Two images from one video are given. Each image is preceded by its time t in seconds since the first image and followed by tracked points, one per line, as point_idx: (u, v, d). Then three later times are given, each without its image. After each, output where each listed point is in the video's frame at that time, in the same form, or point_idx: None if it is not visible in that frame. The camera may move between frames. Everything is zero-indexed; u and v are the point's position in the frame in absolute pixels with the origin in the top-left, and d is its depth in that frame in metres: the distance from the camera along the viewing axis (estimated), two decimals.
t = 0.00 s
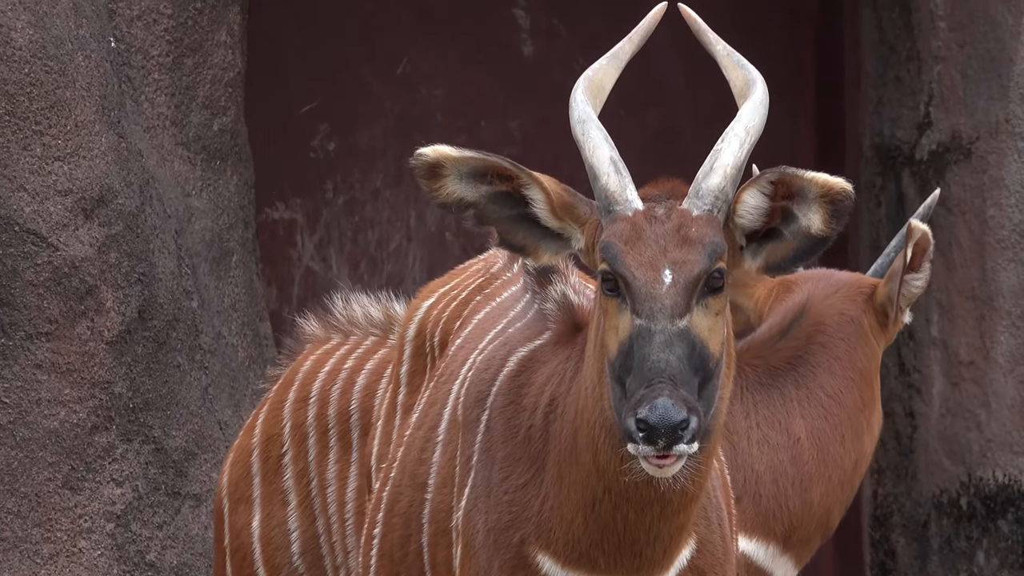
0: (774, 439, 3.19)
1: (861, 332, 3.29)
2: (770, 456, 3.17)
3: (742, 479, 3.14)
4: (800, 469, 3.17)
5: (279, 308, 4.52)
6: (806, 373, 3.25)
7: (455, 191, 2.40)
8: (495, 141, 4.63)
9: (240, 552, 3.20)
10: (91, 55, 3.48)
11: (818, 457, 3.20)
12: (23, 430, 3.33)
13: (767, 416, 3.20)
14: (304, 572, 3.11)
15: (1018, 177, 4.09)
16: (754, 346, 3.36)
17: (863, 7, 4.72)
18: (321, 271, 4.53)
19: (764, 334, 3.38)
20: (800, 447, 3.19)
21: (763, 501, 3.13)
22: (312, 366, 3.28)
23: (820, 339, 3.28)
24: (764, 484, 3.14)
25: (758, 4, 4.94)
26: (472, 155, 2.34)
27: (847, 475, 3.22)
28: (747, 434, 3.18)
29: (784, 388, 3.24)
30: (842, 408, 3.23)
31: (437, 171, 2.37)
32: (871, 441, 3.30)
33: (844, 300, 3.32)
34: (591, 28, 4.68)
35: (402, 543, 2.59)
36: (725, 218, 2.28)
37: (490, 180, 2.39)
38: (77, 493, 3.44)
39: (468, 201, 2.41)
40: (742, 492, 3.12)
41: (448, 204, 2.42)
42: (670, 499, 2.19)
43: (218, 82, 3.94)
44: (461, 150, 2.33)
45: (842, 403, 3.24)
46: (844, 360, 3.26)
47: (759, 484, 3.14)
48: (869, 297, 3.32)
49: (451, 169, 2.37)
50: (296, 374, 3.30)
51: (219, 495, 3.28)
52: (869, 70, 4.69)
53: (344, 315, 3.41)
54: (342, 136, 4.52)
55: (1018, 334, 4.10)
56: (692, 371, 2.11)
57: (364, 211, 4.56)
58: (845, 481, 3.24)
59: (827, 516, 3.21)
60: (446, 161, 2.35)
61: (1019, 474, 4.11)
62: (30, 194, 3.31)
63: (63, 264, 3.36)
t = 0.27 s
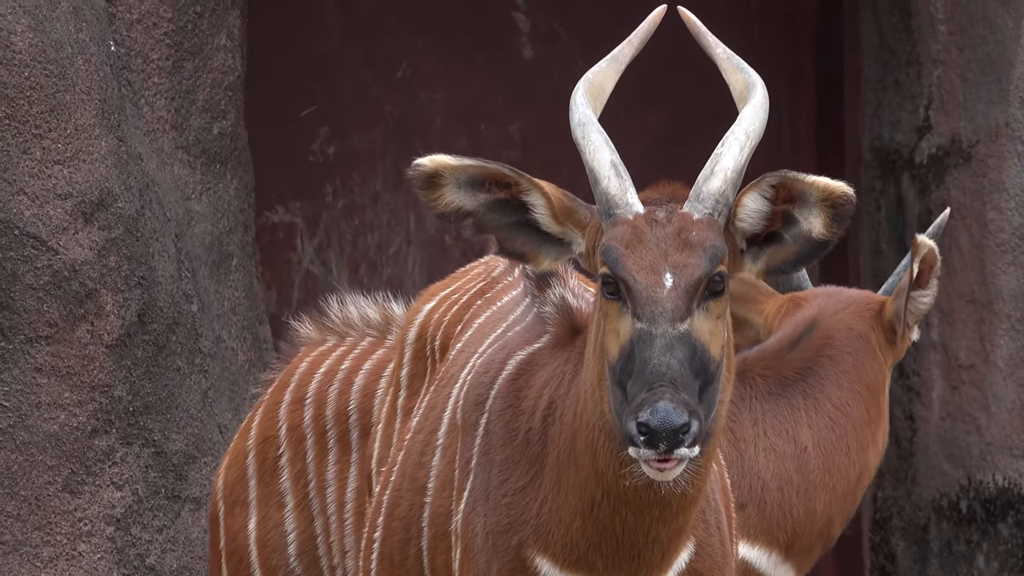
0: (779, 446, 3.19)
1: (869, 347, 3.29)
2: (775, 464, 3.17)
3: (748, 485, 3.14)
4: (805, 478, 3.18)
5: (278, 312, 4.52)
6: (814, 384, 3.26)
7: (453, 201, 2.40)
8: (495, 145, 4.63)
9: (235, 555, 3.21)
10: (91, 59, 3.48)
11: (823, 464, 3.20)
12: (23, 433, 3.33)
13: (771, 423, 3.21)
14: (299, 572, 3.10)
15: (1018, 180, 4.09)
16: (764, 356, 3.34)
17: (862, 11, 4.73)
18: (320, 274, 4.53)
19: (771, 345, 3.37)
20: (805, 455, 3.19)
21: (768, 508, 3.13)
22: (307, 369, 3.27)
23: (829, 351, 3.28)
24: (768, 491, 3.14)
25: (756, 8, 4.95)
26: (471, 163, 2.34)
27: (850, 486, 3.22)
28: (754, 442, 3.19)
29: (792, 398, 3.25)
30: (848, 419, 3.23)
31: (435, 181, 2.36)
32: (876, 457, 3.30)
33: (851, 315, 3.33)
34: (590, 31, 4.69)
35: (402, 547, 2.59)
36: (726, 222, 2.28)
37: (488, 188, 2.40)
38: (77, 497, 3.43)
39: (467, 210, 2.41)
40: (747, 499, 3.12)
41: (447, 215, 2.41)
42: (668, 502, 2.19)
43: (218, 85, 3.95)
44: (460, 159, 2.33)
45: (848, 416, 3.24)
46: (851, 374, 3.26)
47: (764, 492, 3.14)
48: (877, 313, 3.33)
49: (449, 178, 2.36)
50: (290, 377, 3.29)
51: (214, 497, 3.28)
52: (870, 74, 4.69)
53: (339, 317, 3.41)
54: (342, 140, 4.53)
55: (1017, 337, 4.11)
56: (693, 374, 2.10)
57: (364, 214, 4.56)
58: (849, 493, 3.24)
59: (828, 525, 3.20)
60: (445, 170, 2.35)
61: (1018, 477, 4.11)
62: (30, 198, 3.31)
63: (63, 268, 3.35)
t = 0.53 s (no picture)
0: (783, 447, 3.17)
1: (867, 352, 3.31)
2: (780, 466, 3.15)
3: (753, 487, 3.12)
4: (810, 478, 3.16)
5: (277, 311, 4.52)
6: (818, 387, 3.25)
7: (452, 198, 2.40)
8: (493, 144, 4.63)
9: (232, 552, 3.19)
10: (89, 57, 3.48)
11: (827, 464, 3.18)
12: (21, 432, 3.32)
13: (775, 424, 3.19)
14: (295, 569, 3.11)
15: (1017, 178, 4.07)
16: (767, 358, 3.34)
17: (862, 9, 4.73)
18: (319, 272, 4.53)
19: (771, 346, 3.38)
20: (810, 457, 3.18)
21: (772, 509, 3.11)
22: (303, 364, 3.27)
23: (830, 355, 3.29)
24: (772, 492, 3.12)
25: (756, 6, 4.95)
26: (468, 159, 2.34)
27: (853, 488, 3.21)
28: (759, 444, 3.17)
29: (796, 400, 3.23)
30: (851, 420, 3.24)
31: (433, 177, 2.37)
32: (876, 459, 3.30)
33: (849, 319, 3.36)
34: (589, 29, 4.69)
35: (401, 544, 2.59)
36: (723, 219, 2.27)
37: (487, 185, 2.40)
38: (75, 495, 3.43)
39: (465, 207, 2.41)
40: (751, 500, 3.10)
41: (446, 211, 2.42)
42: (668, 499, 2.19)
43: (216, 84, 3.94)
44: (457, 156, 2.33)
45: (852, 418, 3.24)
46: (853, 377, 3.27)
47: (769, 495, 3.12)
48: (870, 317, 3.37)
49: (447, 175, 2.37)
50: (286, 373, 3.29)
51: (212, 495, 3.26)
52: (869, 72, 4.70)
53: (334, 312, 3.41)
54: (340, 138, 4.52)
55: (1016, 336, 4.08)
56: (688, 374, 2.10)
57: (363, 213, 4.56)
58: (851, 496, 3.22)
59: (832, 525, 3.18)
60: (442, 167, 2.35)
61: (1017, 476, 4.09)
62: (28, 196, 3.30)
63: (61, 266, 3.35)
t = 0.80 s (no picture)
0: (791, 446, 3.16)
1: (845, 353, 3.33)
2: (791, 464, 3.14)
3: (764, 485, 3.12)
4: (819, 475, 3.15)
5: (278, 312, 4.52)
6: (815, 386, 3.24)
7: (440, 202, 2.40)
8: (493, 145, 4.63)
9: (235, 554, 3.20)
10: (89, 59, 3.48)
11: (834, 463, 3.17)
12: (22, 433, 3.32)
13: (781, 424, 3.18)
14: (299, 570, 3.10)
15: (1017, 179, 4.07)
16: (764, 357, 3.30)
17: (862, 10, 4.73)
18: (319, 273, 4.53)
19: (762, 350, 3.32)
20: (818, 456, 3.16)
21: (783, 507, 3.11)
22: (305, 365, 3.27)
23: (821, 356, 3.28)
24: (784, 489, 3.12)
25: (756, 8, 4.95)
26: (455, 163, 2.34)
27: (857, 483, 3.21)
28: (767, 444, 3.16)
29: (798, 399, 3.21)
30: (850, 419, 3.23)
31: (421, 182, 2.37)
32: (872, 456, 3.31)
33: (827, 326, 3.34)
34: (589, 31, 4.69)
35: (403, 545, 2.59)
36: (705, 220, 2.21)
37: (475, 189, 2.39)
38: (76, 496, 3.43)
39: (454, 210, 2.41)
40: (763, 498, 3.11)
41: (434, 215, 2.42)
42: (663, 500, 2.19)
43: (217, 85, 3.94)
44: (443, 158, 2.33)
45: (851, 415, 3.24)
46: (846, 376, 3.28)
47: (781, 493, 3.12)
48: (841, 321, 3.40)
49: (435, 179, 2.37)
50: (288, 374, 3.29)
51: (214, 498, 3.27)
52: (869, 74, 4.71)
53: (334, 313, 3.41)
54: (340, 139, 4.53)
55: (1016, 337, 4.08)
56: (664, 375, 2.08)
57: (363, 214, 4.56)
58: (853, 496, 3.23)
59: (835, 524, 3.19)
60: (429, 170, 2.35)
61: (1017, 477, 4.09)
62: (28, 198, 3.30)
63: (61, 267, 3.35)
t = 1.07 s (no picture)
0: (796, 445, 3.13)
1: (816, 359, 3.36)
2: (796, 463, 3.11)
3: (773, 483, 3.09)
4: (823, 473, 3.14)
5: (278, 312, 4.52)
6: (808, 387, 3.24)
7: (420, 202, 2.39)
8: (493, 145, 4.64)
9: (238, 556, 3.20)
10: (89, 59, 3.48)
11: (835, 462, 3.18)
12: (22, 433, 3.32)
13: (785, 423, 3.16)
14: (301, 571, 3.11)
15: (1017, 179, 4.07)
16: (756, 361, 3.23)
17: (862, 10, 4.73)
18: (320, 274, 4.53)
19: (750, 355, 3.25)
20: (821, 455, 3.15)
21: (793, 504, 3.09)
22: (304, 367, 3.25)
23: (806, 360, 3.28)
24: (792, 487, 3.10)
25: (756, 8, 4.95)
26: (431, 164, 2.33)
27: (849, 482, 3.24)
28: (773, 442, 3.13)
29: (796, 400, 3.20)
30: (842, 420, 3.25)
31: (400, 182, 2.36)
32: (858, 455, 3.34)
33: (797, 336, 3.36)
34: (589, 31, 4.69)
35: (408, 545, 2.59)
36: (676, 222, 2.14)
37: (454, 189, 2.38)
38: (76, 496, 3.43)
39: (434, 211, 2.40)
40: (771, 496, 3.08)
41: (415, 215, 2.41)
42: (649, 501, 2.20)
43: (217, 85, 3.94)
44: (421, 159, 2.32)
45: (841, 415, 3.26)
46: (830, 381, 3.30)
47: (790, 492, 3.09)
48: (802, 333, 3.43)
49: (414, 179, 2.36)
50: (287, 377, 3.27)
51: (219, 500, 3.27)
52: (870, 74, 4.71)
53: (334, 314, 3.40)
54: (340, 139, 4.53)
55: (1016, 337, 4.08)
56: (628, 380, 2.04)
57: (363, 214, 4.56)
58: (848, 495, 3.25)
59: (834, 522, 3.20)
60: (408, 171, 2.34)
61: (1018, 476, 4.08)
62: (28, 198, 3.30)
63: (62, 268, 3.35)
